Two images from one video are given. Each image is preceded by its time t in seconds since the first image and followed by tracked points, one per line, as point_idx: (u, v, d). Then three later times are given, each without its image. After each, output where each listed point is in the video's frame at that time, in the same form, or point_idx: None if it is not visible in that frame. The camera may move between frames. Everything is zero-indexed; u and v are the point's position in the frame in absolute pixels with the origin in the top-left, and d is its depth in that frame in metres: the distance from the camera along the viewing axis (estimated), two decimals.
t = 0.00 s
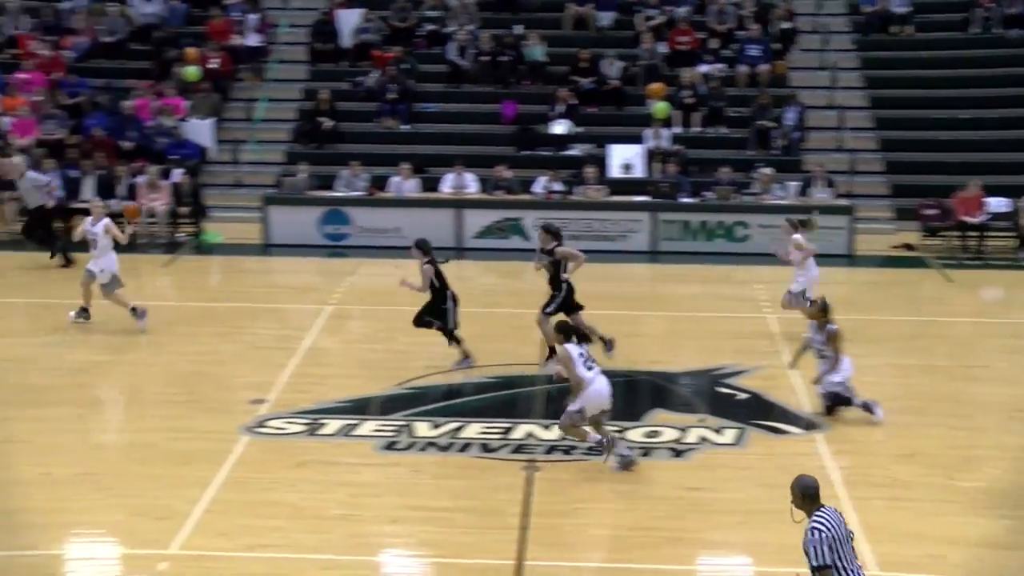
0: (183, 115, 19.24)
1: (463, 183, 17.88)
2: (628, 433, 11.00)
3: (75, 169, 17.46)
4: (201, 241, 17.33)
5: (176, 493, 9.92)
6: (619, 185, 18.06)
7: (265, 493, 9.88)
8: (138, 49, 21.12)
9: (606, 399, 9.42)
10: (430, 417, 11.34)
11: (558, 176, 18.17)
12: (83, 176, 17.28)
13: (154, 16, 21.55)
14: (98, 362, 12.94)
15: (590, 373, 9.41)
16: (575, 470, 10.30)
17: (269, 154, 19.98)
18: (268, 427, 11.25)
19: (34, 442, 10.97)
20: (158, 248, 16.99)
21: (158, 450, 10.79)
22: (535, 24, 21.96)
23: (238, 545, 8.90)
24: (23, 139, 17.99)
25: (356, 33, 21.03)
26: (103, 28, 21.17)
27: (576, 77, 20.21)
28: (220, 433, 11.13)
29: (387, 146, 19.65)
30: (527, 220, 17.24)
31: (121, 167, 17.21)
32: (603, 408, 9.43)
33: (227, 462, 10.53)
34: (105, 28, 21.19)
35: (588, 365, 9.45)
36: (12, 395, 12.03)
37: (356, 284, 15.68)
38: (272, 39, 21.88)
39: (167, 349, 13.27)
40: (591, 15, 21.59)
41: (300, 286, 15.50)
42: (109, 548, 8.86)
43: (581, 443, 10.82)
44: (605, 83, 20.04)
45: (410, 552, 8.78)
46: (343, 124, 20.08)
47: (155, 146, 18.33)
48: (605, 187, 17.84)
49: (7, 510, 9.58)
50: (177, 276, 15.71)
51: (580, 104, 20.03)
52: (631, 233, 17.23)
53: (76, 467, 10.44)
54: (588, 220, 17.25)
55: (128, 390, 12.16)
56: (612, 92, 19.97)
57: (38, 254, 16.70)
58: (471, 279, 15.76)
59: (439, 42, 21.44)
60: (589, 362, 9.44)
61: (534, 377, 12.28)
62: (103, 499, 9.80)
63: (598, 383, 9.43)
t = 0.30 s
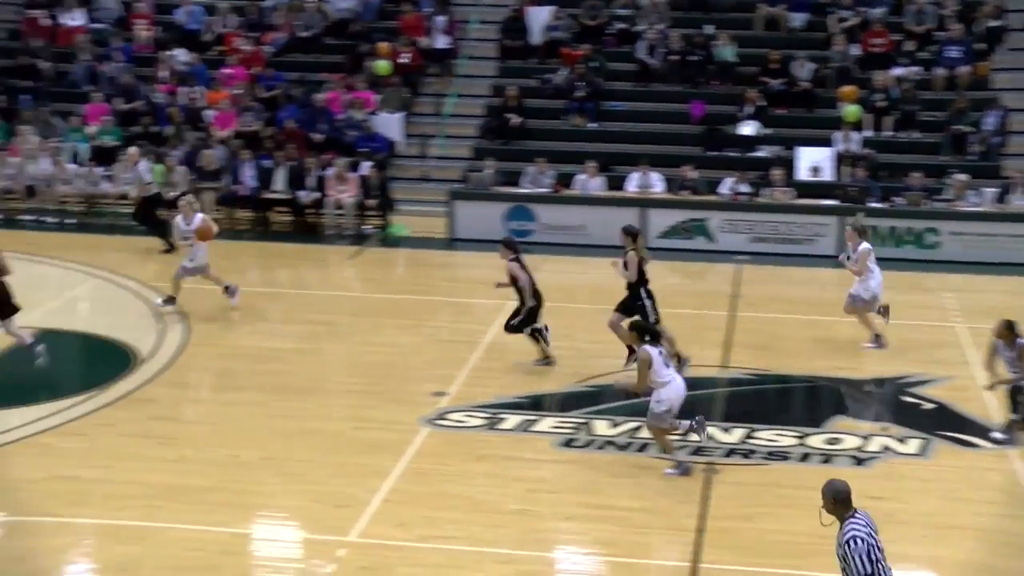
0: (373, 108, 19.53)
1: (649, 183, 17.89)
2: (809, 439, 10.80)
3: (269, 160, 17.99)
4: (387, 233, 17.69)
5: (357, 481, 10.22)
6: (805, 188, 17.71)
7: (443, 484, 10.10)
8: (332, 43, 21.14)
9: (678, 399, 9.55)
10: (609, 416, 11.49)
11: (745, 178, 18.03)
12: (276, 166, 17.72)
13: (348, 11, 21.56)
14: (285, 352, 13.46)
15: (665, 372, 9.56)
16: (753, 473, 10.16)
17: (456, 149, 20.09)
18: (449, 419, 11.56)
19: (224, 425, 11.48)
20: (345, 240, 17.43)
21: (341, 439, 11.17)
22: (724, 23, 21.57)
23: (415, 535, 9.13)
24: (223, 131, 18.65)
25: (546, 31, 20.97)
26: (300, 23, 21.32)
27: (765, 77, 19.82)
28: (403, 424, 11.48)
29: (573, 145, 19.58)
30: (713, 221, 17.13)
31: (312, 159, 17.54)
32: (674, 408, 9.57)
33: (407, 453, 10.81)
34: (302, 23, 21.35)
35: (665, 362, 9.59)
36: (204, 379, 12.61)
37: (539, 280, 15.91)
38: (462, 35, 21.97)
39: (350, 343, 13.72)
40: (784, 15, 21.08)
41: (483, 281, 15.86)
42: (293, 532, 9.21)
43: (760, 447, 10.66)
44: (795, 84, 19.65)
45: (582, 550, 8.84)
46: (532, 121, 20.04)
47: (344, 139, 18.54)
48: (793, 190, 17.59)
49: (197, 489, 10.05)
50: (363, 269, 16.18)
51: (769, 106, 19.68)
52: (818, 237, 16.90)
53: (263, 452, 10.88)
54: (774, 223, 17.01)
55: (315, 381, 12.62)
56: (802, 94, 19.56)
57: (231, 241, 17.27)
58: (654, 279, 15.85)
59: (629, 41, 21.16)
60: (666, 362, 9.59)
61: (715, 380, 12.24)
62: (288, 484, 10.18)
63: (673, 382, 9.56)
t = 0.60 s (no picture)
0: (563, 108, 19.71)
1: (839, 188, 17.47)
2: (1002, 457, 10.38)
3: (458, 159, 18.31)
4: (573, 232, 17.79)
5: (533, 480, 10.37)
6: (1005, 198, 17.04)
7: (617, 487, 10.14)
8: (525, 43, 21.33)
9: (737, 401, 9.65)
10: (791, 423, 11.23)
11: (940, 186, 17.43)
12: (464, 163, 18.04)
13: (541, 10, 21.71)
14: (467, 350, 13.77)
15: (731, 369, 9.64)
16: (943, 488, 9.77)
17: (645, 150, 20.04)
18: (628, 421, 11.71)
19: (405, 419, 11.83)
20: (530, 238, 17.63)
21: (518, 437, 11.36)
22: (929, 26, 20.70)
23: (589, 536, 9.19)
24: (414, 128, 19.24)
25: (739, 34, 20.62)
26: (492, 22, 21.62)
27: (966, 83, 19.11)
28: (581, 426, 11.61)
29: (763, 148, 19.25)
30: (904, 230, 16.54)
31: (500, 158, 17.81)
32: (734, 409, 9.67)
33: (583, 454, 10.91)
34: (495, 22, 21.65)
35: (732, 362, 9.64)
36: (388, 374, 13.02)
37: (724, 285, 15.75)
38: (653, 37, 21.82)
39: (530, 345, 13.94)
40: (993, 16, 20.12)
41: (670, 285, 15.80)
42: (468, 527, 9.41)
43: (948, 462, 10.29)
44: (1000, 89, 18.80)
45: (752, 558, 8.76)
46: (721, 124, 19.72)
47: (533, 138, 18.66)
48: (990, 198, 16.98)
49: (377, 480, 10.40)
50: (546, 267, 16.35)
51: (969, 112, 18.89)
52: (1016, 248, 16.24)
53: (441, 446, 11.16)
54: (968, 232, 16.39)
55: (496, 381, 12.87)
56: (1008, 98, 18.69)
57: (418, 236, 17.69)
58: (840, 287, 15.51)
59: (823, 44, 20.65)
60: (733, 358, 9.63)
61: (899, 391, 11.89)
62: (465, 479, 10.40)
63: (735, 382, 9.64)
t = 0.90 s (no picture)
0: (723, 118, 19.28)
1: (1009, 204, 16.67)
2: None
3: (617, 166, 18.30)
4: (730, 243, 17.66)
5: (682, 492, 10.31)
6: None
7: (767, 504, 10.01)
8: (687, 52, 21.11)
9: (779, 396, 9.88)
10: (951, 443, 11.00)
11: None
12: (622, 172, 17.98)
13: (703, 19, 21.45)
14: (618, 359, 13.76)
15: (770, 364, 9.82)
16: None
17: (806, 162, 19.46)
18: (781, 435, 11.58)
19: (554, 426, 11.89)
20: (686, 248, 17.50)
21: (666, 449, 11.31)
22: None
23: (736, 551, 9.10)
24: (572, 135, 19.20)
25: (907, 45, 20.03)
26: (654, 31, 21.43)
27: None
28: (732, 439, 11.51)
29: (927, 161, 18.50)
30: None
31: (659, 166, 17.57)
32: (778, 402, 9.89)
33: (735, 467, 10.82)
34: (656, 30, 21.46)
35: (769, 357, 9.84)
36: (539, 380, 13.10)
37: (884, 299, 15.41)
38: (816, 47, 21.31)
39: (681, 356, 13.85)
40: None
41: (827, 298, 15.56)
42: (618, 537, 9.43)
43: None
44: None
45: (905, 567, 8.52)
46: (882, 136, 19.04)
47: (692, 147, 18.51)
48: None
49: (524, 487, 10.49)
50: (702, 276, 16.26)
51: None
52: None
53: (589, 455, 11.19)
54: None
55: (646, 391, 12.83)
56: None
57: (574, 243, 17.76)
58: (1007, 304, 15.01)
59: (999, 53, 19.84)
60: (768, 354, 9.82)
61: None
62: (613, 489, 10.40)
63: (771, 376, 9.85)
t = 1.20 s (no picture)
0: (845, 137, 18.92)
1: None
2: None
3: (736, 184, 17.96)
4: (848, 264, 17.29)
5: (797, 515, 10.13)
6: None
7: (886, 528, 9.77)
8: (809, 70, 20.71)
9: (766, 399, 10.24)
10: None
11: None
12: (742, 190, 17.62)
13: (825, 38, 21.06)
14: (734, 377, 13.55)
15: (756, 366, 10.26)
16: None
17: (930, 183, 18.90)
18: (898, 458, 11.34)
19: (667, 444, 11.74)
20: (806, 268, 17.17)
21: (781, 470, 11.10)
22: None
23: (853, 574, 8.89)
24: (692, 153, 18.94)
25: None
26: (776, 48, 20.99)
27: None
28: (850, 461, 11.27)
29: None
30: None
31: (779, 185, 17.21)
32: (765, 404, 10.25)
33: (851, 489, 10.59)
34: (777, 48, 21.04)
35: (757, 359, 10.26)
36: (652, 399, 12.95)
37: (1009, 323, 15.07)
38: (943, 65, 20.70)
39: (797, 375, 13.59)
40: None
41: (950, 320, 15.22)
42: (732, 560, 9.30)
43: None
44: None
45: None
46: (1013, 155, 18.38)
47: (813, 166, 18.16)
48: None
49: (637, 504, 10.38)
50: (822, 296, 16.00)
51: None
52: None
53: (702, 474, 11.05)
54: None
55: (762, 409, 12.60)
56: None
57: (690, 261, 17.53)
58: None
59: None
60: (760, 358, 10.24)
61: None
62: (726, 510, 10.22)
63: (760, 378, 10.26)
